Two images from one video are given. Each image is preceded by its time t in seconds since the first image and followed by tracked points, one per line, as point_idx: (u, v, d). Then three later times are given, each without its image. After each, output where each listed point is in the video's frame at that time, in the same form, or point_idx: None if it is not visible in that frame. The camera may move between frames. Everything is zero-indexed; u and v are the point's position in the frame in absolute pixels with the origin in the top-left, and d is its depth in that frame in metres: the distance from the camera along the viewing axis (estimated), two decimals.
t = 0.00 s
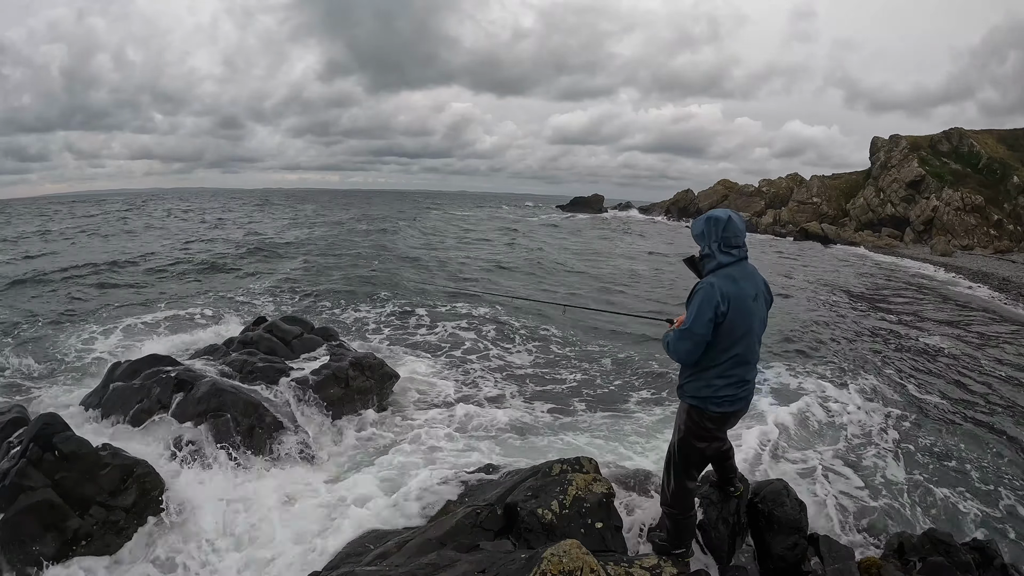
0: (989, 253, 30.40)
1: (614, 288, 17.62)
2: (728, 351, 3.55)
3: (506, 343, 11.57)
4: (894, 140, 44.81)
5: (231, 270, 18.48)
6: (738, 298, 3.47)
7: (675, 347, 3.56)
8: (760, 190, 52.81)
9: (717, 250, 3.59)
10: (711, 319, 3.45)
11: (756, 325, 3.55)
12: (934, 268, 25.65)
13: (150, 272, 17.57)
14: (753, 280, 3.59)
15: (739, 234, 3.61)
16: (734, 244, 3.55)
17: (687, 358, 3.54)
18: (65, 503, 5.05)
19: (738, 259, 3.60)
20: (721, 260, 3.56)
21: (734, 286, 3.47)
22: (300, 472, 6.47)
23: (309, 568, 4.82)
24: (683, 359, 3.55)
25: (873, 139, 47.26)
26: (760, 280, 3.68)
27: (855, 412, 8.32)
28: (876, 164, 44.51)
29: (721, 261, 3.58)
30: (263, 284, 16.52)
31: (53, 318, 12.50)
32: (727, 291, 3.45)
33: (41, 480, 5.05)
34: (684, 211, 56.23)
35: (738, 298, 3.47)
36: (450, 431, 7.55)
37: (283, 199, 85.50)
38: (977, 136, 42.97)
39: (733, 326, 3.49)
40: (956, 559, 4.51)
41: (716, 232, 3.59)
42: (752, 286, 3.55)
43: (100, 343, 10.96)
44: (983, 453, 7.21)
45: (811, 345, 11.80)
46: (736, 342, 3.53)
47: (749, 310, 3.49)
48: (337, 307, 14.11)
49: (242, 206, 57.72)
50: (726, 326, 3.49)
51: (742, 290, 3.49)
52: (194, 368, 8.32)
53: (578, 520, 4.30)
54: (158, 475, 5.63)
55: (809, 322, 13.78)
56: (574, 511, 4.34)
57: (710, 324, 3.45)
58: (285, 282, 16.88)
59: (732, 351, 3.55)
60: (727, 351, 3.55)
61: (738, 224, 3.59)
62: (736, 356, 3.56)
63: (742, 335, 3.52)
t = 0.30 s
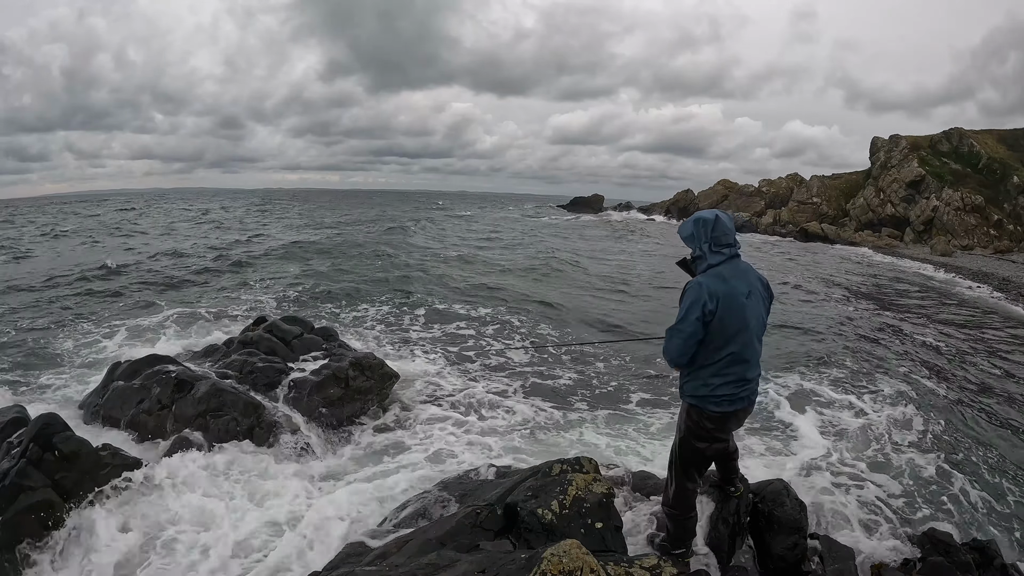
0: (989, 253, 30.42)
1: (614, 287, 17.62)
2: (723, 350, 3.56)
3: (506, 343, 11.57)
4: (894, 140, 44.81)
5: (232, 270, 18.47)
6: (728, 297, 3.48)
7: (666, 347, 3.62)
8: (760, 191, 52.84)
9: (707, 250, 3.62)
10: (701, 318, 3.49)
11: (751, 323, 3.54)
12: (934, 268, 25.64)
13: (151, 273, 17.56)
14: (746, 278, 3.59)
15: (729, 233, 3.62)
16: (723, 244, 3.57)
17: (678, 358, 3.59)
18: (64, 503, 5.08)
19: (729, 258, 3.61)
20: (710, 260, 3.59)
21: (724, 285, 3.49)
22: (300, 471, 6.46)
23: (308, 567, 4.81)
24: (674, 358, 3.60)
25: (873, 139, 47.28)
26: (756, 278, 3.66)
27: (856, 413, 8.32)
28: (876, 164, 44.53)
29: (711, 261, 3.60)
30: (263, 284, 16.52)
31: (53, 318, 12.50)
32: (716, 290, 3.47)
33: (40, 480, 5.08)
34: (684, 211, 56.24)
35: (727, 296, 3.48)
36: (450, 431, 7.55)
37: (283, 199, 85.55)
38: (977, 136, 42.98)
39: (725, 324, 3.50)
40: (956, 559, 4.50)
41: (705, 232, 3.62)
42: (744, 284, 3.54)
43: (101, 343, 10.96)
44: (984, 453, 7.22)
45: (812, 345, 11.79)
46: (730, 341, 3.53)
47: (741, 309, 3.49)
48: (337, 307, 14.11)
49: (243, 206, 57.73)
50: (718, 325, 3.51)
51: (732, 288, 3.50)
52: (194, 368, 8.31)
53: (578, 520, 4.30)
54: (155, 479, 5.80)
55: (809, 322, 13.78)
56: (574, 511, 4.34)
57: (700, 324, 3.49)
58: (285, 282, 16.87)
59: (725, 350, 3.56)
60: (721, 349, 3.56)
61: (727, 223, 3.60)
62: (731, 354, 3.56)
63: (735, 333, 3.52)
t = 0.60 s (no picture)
0: (989, 253, 30.40)
1: (613, 287, 17.60)
2: (719, 348, 3.56)
3: (506, 343, 11.57)
4: (894, 140, 44.80)
5: (233, 269, 18.49)
6: (720, 296, 3.49)
7: (663, 347, 3.65)
8: (760, 190, 52.83)
9: (700, 251, 3.64)
10: (695, 318, 3.51)
11: (746, 321, 3.53)
12: (934, 268, 25.62)
13: (151, 272, 17.58)
14: (740, 276, 3.58)
15: (722, 232, 3.62)
16: (715, 244, 3.58)
17: (675, 358, 3.62)
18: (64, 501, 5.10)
19: (722, 257, 3.62)
20: (703, 260, 3.62)
21: (717, 284, 3.50)
22: (299, 472, 6.46)
23: (304, 569, 4.77)
24: (671, 358, 3.63)
25: (873, 139, 47.27)
26: (750, 276, 3.65)
27: (856, 413, 8.31)
28: (876, 164, 44.52)
29: (704, 261, 3.62)
30: (264, 284, 16.52)
31: (54, 317, 12.52)
32: (709, 289, 3.49)
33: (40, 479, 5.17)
34: (684, 211, 56.22)
35: (720, 295, 3.49)
36: (450, 431, 7.54)
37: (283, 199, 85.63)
38: (977, 136, 42.96)
39: (719, 323, 3.51)
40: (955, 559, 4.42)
41: (697, 233, 3.64)
42: (737, 282, 3.54)
43: (102, 342, 10.97)
44: (984, 453, 7.20)
45: (812, 345, 11.78)
46: (725, 340, 3.53)
47: (735, 307, 3.49)
48: (337, 307, 14.10)
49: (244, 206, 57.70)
50: (712, 324, 3.52)
51: (726, 287, 3.50)
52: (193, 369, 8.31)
53: (578, 520, 4.29)
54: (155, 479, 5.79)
55: (808, 322, 13.76)
56: (574, 511, 4.34)
57: (693, 324, 3.52)
58: (285, 282, 16.87)
59: (721, 349, 3.56)
60: (717, 348, 3.57)
61: (719, 223, 3.61)
62: (728, 353, 3.56)
63: (731, 332, 3.52)
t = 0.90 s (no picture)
0: (990, 253, 30.37)
1: (613, 287, 17.60)
2: (718, 348, 3.56)
3: (506, 343, 11.56)
4: (894, 140, 44.77)
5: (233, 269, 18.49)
6: (720, 295, 3.49)
7: (663, 346, 3.67)
8: (760, 190, 52.82)
9: (699, 251, 3.66)
10: (694, 318, 3.52)
11: (746, 322, 3.53)
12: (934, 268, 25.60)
13: (152, 272, 17.58)
14: (740, 276, 3.58)
15: (722, 233, 3.64)
16: (716, 244, 3.59)
17: (675, 357, 3.64)
18: (66, 500, 5.15)
19: (722, 257, 3.62)
20: (703, 261, 3.63)
21: (716, 284, 3.50)
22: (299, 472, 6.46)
23: (303, 569, 4.77)
24: (670, 357, 3.65)
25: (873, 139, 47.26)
26: (751, 277, 3.65)
27: (856, 413, 8.31)
28: (876, 164, 44.51)
29: (704, 261, 3.64)
30: (264, 284, 16.53)
31: (54, 317, 12.53)
32: (707, 288, 3.50)
33: (39, 480, 5.15)
34: (684, 211, 56.18)
35: (718, 295, 3.49)
36: (450, 431, 7.54)
37: (284, 199, 85.66)
38: (977, 136, 42.94)
39: (718, 323, 3.51)
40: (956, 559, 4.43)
41: (699, 233, 3.65)
42: (737, 283, 3.54)
43: (102, 342, 10.98)
44: (985, 453, 7.20)
45: (812, 345, 11.78)
46: (725, 339, 3.53)
47: (735, 307, 3.49)
48: (337, 307, 14.09)
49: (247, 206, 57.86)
50: (711, 323, 3.52)
51: (725, 287, 3.50)
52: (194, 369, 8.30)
53: (578, 519, 4.29)
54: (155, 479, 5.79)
55: (808, 322, 13.75)
56: (574, 511, 4.33)
57: (693, 324, 3.53)
58: (285, 282, 16.87)
59: (721, 349, 3.56)
60: (716, 348, 3.57)
61: (720, 223, 3.62)
62: (727, 353, 3.56)
63: (730, 332, 3.52)
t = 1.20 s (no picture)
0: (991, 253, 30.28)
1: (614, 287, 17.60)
2: (695, 330, 3.66)
3: (507, 343, 11.54)
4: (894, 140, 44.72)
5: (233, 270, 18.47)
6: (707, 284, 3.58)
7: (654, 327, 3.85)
8: (761, 191, 52.80)
9: (699, 244, 3.72)
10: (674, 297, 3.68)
11: (726, 308, 3.58)
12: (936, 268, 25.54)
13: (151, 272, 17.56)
14: (733, 270, 3.61)
15: (724, 230, 3.65)
16: (713, 239, 3.63)
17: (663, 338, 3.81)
18: (64, 502, 5.11)
19: (721, 252, 3.66)
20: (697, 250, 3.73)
21: (699, 269, 3.62)
22: (298, 471, 6.45)
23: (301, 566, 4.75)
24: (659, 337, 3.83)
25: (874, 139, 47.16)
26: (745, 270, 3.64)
27: (856, 412, 8.31)
28: (876, 165, 44.51)
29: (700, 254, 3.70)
30: (264, 284, 16.52)
31: (55, 317, 12.52)
32: (695, 277, 3.61)
33: (39, 481, 5.14)
34: (685, 211, 56.12)
35: (704, 285, 3.59)
36: (450, 430, 7.54)
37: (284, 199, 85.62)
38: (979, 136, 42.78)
39: (696, 305, 3.62)
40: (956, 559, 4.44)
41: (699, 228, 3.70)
42: (724, 272, 3.59)
43: (102, 342, 10.98)
44: (985, 452, 7.18)
45: (812, 344, 11.77)
46: (709, 326, 3.61)
47: (713, 293, 3.57)
48: (337, 307, 14.06)
49: (247, 207, 57.65)
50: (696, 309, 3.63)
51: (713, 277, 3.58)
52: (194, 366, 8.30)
53: (578, 519, 4.29)
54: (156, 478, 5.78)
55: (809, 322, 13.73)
56: (574, 511, 4.34)
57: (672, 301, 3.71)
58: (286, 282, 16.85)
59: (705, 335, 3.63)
60: (692, 329, 3.67)
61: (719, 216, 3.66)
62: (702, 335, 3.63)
63: (714, 319, 3.59)
